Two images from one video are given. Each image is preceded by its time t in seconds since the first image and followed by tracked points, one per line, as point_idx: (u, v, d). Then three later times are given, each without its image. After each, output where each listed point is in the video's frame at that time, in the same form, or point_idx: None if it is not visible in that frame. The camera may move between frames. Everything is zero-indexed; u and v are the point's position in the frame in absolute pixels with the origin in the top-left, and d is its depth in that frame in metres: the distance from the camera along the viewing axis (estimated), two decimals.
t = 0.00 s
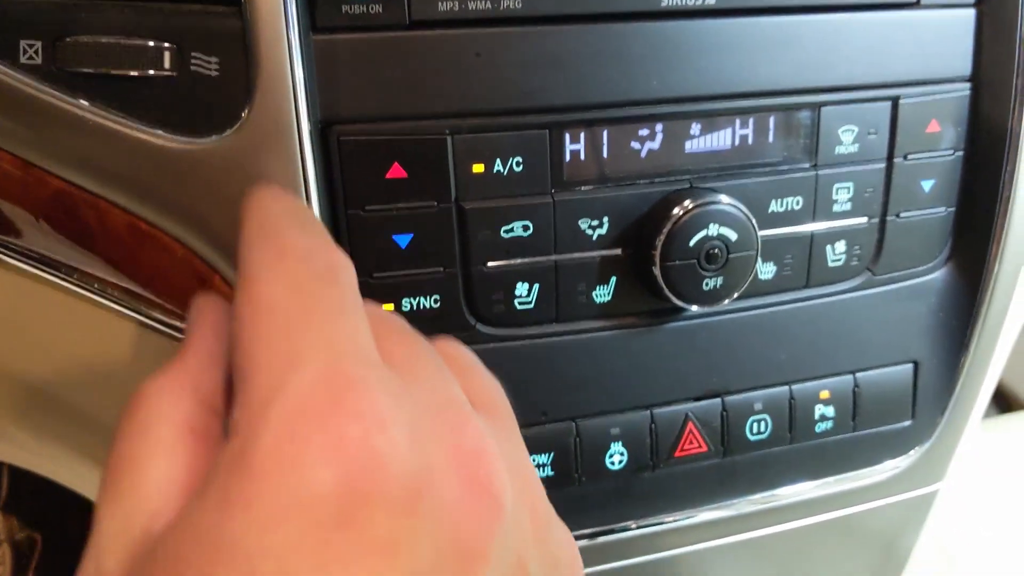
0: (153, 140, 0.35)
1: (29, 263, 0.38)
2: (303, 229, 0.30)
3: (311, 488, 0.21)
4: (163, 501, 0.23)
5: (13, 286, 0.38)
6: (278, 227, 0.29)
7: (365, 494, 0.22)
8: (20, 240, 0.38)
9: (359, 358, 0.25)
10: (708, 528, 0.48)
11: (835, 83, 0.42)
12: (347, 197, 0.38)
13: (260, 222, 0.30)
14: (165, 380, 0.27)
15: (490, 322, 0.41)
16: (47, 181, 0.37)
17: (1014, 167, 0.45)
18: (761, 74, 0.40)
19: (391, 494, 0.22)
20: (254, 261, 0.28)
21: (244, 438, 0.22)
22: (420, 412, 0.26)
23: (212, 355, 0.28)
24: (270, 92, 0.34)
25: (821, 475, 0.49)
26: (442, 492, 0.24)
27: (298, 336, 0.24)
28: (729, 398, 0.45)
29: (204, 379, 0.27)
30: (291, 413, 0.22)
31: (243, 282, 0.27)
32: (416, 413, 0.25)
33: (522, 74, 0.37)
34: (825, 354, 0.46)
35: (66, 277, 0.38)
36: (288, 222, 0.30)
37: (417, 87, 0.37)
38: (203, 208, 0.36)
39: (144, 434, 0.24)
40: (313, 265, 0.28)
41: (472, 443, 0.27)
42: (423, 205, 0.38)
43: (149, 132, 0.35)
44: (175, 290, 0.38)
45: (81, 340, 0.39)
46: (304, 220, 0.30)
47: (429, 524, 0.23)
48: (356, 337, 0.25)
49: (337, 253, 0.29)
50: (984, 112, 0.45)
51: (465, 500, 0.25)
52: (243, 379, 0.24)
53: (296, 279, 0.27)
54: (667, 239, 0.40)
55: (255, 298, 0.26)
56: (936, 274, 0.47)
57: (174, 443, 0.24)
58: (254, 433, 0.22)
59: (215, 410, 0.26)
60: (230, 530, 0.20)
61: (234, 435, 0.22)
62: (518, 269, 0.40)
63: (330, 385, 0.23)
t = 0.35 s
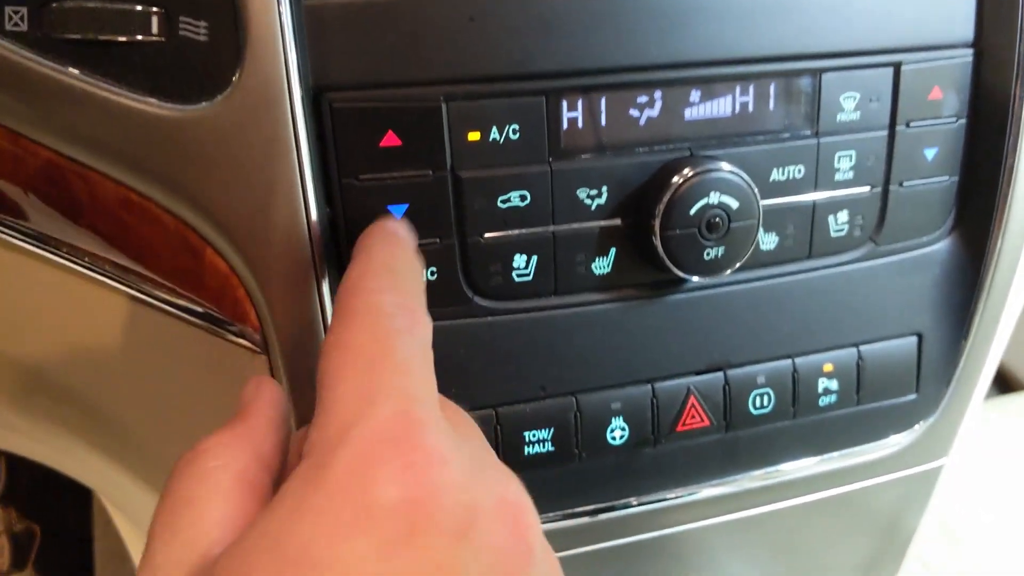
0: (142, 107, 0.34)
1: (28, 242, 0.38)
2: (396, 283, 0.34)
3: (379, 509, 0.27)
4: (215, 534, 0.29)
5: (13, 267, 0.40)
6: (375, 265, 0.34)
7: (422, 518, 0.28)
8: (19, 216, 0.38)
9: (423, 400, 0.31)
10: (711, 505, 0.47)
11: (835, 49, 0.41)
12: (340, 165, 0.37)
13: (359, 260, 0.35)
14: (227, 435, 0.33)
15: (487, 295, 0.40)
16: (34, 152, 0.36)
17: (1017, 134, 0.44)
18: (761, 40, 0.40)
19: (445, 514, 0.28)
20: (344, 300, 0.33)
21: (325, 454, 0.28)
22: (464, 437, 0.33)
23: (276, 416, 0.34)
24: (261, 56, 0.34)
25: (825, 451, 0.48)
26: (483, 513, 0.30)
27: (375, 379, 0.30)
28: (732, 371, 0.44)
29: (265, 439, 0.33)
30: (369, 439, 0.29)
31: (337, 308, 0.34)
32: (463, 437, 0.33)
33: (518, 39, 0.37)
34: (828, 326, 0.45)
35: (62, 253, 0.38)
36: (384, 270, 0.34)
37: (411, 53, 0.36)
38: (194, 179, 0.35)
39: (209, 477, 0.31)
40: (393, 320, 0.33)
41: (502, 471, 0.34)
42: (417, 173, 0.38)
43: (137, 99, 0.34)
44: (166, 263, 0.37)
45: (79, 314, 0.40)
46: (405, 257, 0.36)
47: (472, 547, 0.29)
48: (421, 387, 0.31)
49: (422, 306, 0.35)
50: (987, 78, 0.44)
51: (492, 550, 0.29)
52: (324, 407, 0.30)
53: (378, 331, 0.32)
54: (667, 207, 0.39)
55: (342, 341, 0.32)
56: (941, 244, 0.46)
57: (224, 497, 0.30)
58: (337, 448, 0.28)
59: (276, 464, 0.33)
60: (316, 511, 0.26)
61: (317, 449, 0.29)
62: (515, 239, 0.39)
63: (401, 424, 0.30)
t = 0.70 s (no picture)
0: (128, 101, 0.34)
1: (14, 236, 0.38)
2: (377, 265, 0.33)
3: (349, 498, 0.27)
4: (191, 524, 0.29)
5: None
6: (359, 249, 0.33)
7: (391, 506, 0.28)
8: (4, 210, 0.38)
9: (398, 387, 0.30)
10: (704, 496, 0.47)
11: (825, 38, 0.41)
12: (328, 158, 0.37)
13: (342, 241, 0.33)
14: (207, 429, 0.33)
15: (477, 287, 0.40)
16: (20, 146, 0.36)
17: (1009, 122, 0.44)
18: (750, 29, 0.40)
19: (414, 502, 0.29)
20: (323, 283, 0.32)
21: (299, 442, 0.28)
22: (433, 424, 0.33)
23: (258, 415, 0.34)
24: (247, 49, 0.33)
25: (818, 441, 0.48)
26: (452, 501, 0.30)
27: (351, 366, 0.30)
28: (723, 362, 0.44)
29: (246, 436, 0.33)
30: (342, 428, 0.29)
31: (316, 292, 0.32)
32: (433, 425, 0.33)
33: (505, 30, 0.37)
34: (821, 316, 0.45)
35: (48, 248, 0.38)
36: (367, 254, 0.33)
37: (398, 44, 0.36)
38: (181, 173, 0.35)
39: (187, 467, 0.31)
40: (372, 303, 0.32)
41: (467, 461, 0.34)
42: (406, 166, 0.37)
43: (122, 93, 0.34)
44: (156, 258, 0.37)
45: (66, 310, 0.40)
46: (390, 235, 0.34)
47: (439, 535, 0.29)
48: (397, 371, 0.31)
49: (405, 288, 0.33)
50: (978, 67, 0.44)
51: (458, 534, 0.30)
52: (299, 393, 0.30)
53: (356, 315, 0.31)
54: (657, 198, 0.39)
55: (319, 325, 0.31)
56: (933, 234, 0.46)
57: (202, 487, 0.30)
58: (309, 437, 0.28)
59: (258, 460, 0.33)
60: (288, 501, 0.27)
61: (290, 437, 0.29)
62: (505, 232, 0.39)
63: (374, 410, 0.29)
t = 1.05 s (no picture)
0: (122, 97, 0.34)
1: (7, 233, 0.38)
2: (362, 239, 0.32)
3: (346, 469, 0.27)
4: (184, 501, 0.28)
5: None
6: (341, 225, 0.32)
7: (388, 476, 0.27)
8: None
9: (391, 358, 0.30)
10: (702, 491, 0.47)
11: (821, 30, 0.41)
12: (323, 152, 0.37)
13: (323, 219, 0.33)
14: (198, 402, 0.32)
15: (472, 282, 0.40)
16: (13, 142, 0.35)
17: (1005, 114, 0.44)
18: (745, 22, 0.39)
19: (412, 474, 0.28)
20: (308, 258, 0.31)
21: (292, 415, 0.28)
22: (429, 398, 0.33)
23: (249, 385, 0.34)
24: (239, 44, 0.33)
25: (816, 435, 0.48)
26: (453, 473, 0.29)
27: (342, 337, 0.29)
28: (720, 356, 0.44)
29: (239, 407, 0.33)
30: (335, 400, 0.28)
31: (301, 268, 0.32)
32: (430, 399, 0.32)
33: (499, 23, 0.36)
34: (817, 310, 0.45)
35: (43, 245, 0.38)
36: (350, 227, 0.32)
37: (392, 38, 0.36)
38: (175, 168, 0.35)
39: (178, 442, 0.30)
40: (360, 276, 0.31)
41: (468, 434, 0.33)
42: (400, 161, 0.37)
43: (115, 88, 0.34)
44: (151, 254, 0.37)
45: (59, 308, 0.40)
46: (373, 213, 0.33)
47: (441, 506, 0.28)
48: (389, 342, 0.30)
49: (392, 262, 0.32)
50: (974, 59, 0.44)
51: (461, 504, 0.29)
52: (290, 368, 0.29)
53: (344, 288, 0.30)
54: (652, 192, 0.39)
55: (306, 299, 0.30)
56: (930, 227, 0.46)
57: (194, 463, 0.30)
58: (302, 411, 0.28)
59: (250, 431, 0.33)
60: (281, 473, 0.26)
61: (282, 412, 0.28)
62: (500, 226, 0.39)
63: (367, 381, 0.29)
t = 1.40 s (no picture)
0: (126, 117, 0.34)
1: (13, 250, 0.38)
2: (355, 267, 0.32)
3: (353, 502, 0.27)
4: (186, 530, 0.28)
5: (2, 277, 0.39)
6: (334, 253, 0.32)
7: (392, 507, 0.28)
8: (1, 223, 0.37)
9: (391, 388, 0.30)
10: (708, 504, 0.47)
11: (824, 43, 0.41)
12: (327, 169, 0.36)
13: (315, 248, 0.33)
14: (196, 431, 0.32)
15: (477, 298, 0.40)
16: (16, 161, 0.35)
17: (1009, 124, 0.44)
18: (748, 35, 0.39)
19: (415, 504, 0.29)
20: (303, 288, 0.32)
21: (295, 446, 0.28)
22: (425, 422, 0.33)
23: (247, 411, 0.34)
24: (244, 62, 0.33)
25: (821, 448, 0.48)
26: (453, 501, 0.30)
27: (340, 368, 0.30)
28: (726, 371, 0.44)
29: (237, 434, 0.33)
30: (338, 433, 0.28)
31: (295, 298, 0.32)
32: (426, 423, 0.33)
33: (502, 39, 0.36)
34: (822, 323, 0.45)
35: (48, 262, 0.38)
36: (345, 256, 0.32)
37: (395, 55, 0.35)
38: (179, 187, 0.34)
39: (176, 473, 0.30)
40: (357, 306, 0.31)
41: (465, 456, 0.34)
42: (405, 178, 0.37)
43: (119, 107, 0.34)
44: (157, 273, 0.37)
45: (70, 327, 0.40)
46: (366, 240, 0.33)
47: (443, 534, 0.29)
48: (388, 372, 0.30)
49: (385, 288, 0.32)
50: (976, 70, 0.44)
51: (460, 533, 0.30)
52: (289, 399, 0.29)
53: (340, 318, 0.31)
54: (657, 207, 0.39)
55: (302, 329, 0.30)
56: (933, 238, 0.46)
57: (196, 494, 0.30)
58: (304, 443, 0.28)
59: (249, 458, 0.33)
60: (288, 508, 0.26)
61: (284, 445, 0.28)
62: (505, 241, 0.39)
63: (369, 411, 0.29)
